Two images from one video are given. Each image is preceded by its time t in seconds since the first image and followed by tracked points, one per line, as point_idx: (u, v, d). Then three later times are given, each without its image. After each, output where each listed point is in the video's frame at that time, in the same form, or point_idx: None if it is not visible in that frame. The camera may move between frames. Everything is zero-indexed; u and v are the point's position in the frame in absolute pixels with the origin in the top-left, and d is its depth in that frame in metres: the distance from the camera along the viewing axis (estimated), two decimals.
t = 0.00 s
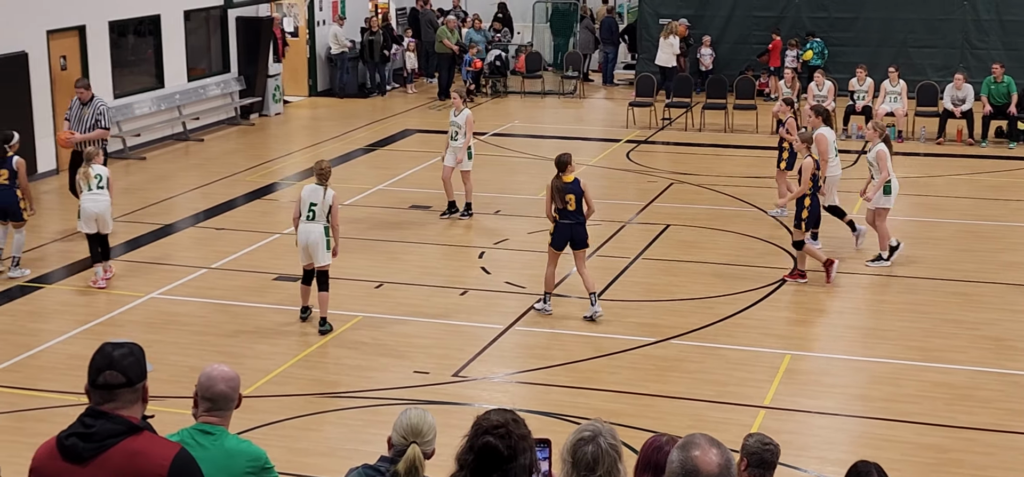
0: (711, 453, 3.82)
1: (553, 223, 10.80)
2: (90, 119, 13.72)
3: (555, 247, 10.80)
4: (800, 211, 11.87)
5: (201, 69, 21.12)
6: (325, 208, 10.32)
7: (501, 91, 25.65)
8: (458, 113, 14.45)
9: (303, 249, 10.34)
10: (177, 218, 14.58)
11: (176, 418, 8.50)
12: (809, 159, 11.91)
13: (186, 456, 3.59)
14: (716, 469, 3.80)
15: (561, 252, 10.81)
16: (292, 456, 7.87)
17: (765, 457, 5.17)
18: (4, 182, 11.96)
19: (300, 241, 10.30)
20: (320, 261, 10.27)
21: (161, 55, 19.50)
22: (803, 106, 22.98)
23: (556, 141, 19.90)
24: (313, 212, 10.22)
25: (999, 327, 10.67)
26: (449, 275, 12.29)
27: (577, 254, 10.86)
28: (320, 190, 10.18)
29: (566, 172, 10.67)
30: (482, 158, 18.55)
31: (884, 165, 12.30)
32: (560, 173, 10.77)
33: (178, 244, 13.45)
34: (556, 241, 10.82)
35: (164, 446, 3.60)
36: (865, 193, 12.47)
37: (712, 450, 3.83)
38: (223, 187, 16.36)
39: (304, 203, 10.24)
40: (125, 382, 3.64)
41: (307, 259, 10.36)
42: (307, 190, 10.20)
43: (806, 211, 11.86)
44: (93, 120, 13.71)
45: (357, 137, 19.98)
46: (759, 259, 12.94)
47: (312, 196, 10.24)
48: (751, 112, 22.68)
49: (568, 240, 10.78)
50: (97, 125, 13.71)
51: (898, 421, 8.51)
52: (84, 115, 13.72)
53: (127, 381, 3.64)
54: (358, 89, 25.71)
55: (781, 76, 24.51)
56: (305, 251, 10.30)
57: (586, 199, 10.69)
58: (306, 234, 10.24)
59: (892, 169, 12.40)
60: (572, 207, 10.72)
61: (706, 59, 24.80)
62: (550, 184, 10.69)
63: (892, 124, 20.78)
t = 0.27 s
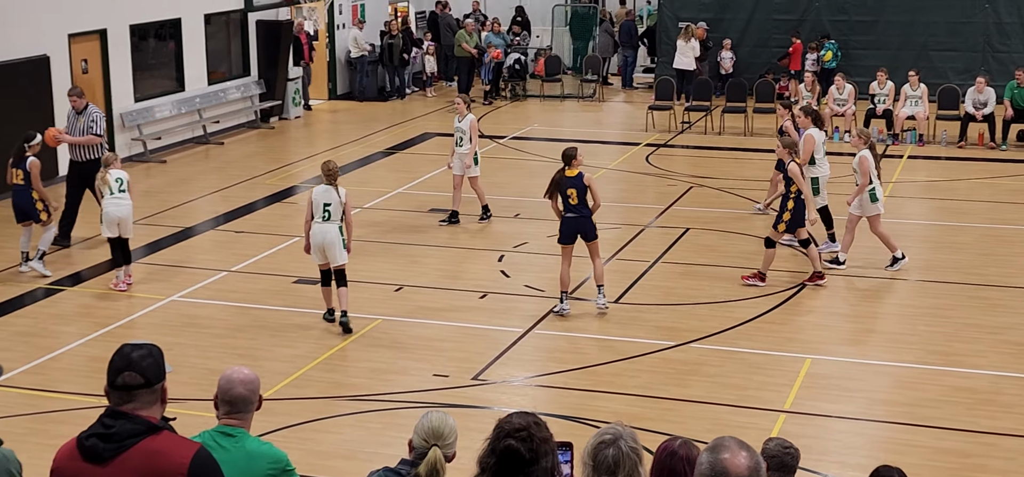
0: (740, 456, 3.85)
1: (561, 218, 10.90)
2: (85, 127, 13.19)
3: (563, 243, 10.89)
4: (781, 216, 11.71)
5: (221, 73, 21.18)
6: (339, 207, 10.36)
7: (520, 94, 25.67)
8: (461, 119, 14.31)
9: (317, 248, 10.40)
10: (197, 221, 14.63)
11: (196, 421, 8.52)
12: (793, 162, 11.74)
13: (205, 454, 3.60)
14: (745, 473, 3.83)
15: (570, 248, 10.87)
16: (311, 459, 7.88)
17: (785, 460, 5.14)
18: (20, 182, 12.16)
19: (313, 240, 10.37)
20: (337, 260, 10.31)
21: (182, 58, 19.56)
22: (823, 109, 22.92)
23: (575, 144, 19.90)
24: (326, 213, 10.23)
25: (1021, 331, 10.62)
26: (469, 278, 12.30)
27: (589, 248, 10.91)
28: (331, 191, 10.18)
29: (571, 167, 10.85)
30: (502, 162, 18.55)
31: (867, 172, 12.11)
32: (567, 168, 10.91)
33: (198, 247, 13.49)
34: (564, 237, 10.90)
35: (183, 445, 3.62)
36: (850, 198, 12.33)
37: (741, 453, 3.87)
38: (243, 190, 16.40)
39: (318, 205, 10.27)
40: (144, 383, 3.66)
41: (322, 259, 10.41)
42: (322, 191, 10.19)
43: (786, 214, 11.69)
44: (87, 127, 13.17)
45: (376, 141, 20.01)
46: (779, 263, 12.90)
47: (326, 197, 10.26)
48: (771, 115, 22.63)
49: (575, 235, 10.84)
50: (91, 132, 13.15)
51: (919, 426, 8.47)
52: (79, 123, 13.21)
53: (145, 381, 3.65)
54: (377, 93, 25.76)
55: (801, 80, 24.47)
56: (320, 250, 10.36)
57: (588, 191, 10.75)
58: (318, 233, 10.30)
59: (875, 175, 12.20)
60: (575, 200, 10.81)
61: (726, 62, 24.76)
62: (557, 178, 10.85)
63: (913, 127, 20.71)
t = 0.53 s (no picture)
0: (766, 458, 4.00)
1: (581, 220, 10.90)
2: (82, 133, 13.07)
3: (584, 244, 10.86)
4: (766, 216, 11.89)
5: (241, 75, 21.24)
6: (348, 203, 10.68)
7: (539, 97, 25.67)
8: (467, 120, 14.28)
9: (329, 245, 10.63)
10: (217, 223, 14.67)
11: (216, 422, 8.54)
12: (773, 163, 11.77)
13: (226, 455, 3.61)
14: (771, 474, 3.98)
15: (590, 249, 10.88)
16: (331, 461, 7.89)
17: (805, 462, 5.12)
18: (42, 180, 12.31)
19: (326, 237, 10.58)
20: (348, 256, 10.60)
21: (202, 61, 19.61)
22: (843, 112, 22.86)
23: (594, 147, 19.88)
24: (340, 208, 10.56)
25: None
26: (488, 280, 12.30)
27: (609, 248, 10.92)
28: (345, 188, 10.53)
29: (592, 168, 10.80)
30: (521, 165, 18.54)
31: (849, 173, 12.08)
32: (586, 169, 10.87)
33: (217, 249, 13.53)
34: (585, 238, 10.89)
35: (204, 446, 3.63)
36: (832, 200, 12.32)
37: (766, 455, 4.02)
38: (263, 192, 16.43)
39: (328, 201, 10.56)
40: (164, 384, 3.65)
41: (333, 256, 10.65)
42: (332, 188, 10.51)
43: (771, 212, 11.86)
44: (84, 132, 13.08)
45: (395, 144, 20.03)
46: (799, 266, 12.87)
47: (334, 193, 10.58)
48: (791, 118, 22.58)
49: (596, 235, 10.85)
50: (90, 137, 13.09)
51: (940, 430, 8.43)
52: (74, 128, 13.08)
53: (165, 383, 3.65)
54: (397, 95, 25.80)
55: (821, 82, 24.41)
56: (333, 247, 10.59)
57: (610, 194, 10.73)
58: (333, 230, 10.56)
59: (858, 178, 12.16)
60: (596, 202, 10.79)
61: (746, 64, 24.72)
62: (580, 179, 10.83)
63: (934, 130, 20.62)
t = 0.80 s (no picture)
0: (788, 460, 3.99)
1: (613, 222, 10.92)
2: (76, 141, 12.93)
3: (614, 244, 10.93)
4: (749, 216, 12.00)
5: (260, 77, 21.29)
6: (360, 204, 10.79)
7: (557, 99, 25.67)
8: (472, 125, 14.25)
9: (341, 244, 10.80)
10: (236, 225, 14.70)
11: (235, 423, 8.55)
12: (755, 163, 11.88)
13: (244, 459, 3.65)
14: None
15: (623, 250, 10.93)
16: (349, 462, 7.90)
17: (825, 464, 5.09)
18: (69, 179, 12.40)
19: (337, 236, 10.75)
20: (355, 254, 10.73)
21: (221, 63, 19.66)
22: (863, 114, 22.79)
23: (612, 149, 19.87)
24: (349, 209, 10.70)
25: None
26: (506, 282, 12.30)
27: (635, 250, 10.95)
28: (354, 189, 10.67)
29: (625, 171, 10.79)
30: (540, 166, 18.53)
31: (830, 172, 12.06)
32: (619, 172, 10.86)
33: (236, 251, 13.56)
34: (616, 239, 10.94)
35: (221, 451, 3.66)
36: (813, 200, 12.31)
37: (788, 457, 4.00)
38: (281, 194, 16.46)
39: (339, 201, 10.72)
40: (179, 388, 3.70)
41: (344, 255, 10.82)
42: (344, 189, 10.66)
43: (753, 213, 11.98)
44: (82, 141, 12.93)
45: (413, 146, 20.05)
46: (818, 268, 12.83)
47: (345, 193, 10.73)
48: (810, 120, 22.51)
49: (628, 237, 10.87)
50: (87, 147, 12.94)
51: (960, 434, 8.39)
52: (71, 136, 12.95)
53: (181, 386, 3.70)
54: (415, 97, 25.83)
55: (840, 84, 24.35)
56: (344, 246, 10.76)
57: (640, 197, 10.72)
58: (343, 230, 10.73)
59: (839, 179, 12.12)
60: (628, 204, 10.81)
61: (764, 66, 24.68)
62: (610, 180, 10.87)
63: (955, 132, 20.54)
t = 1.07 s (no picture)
0: (807, 463, 3.98)
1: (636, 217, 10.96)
2: (76, 146, 12.61)
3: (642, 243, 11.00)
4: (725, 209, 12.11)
5: (276, 78, 21.32)
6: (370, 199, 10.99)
7: (573, 101, 25.65)
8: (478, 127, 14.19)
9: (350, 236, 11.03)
10: (252, 226, 14.72)
11: (250, 425, 8.57)
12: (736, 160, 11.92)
13: (254, 465, 3.64)
14: None
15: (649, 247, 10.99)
16: (365, 464, 7.90)
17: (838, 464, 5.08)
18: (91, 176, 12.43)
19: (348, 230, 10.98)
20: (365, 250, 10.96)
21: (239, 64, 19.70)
22: (880, 117, 22.72)
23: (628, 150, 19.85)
24: (359, 203, 10.91)
25: None
26: (522, 284, 12.29)
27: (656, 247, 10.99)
28: (363, 183, 10.87)
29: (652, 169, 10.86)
30: (555, 168, 18.52)
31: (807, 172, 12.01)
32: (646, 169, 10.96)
33: (252, 252, 13.58)
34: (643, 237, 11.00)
35: (231, 458, 3.65)
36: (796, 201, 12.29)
37: (807, 460, 4.00)
38: (297, 195, 16.48)
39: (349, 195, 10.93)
40: (187, 393, 3.68)
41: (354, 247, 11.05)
42: (353, 184, 10.88)
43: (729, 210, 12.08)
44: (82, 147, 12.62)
45: (429, 147, 20.06)
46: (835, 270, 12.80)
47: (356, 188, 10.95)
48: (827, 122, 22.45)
49: (648, 234, 10.90)
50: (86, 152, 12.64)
51: (977, 437, 8.35)
52: (71, 141, 12.61)
53: (188, 392, 3.67)
54: (431, 99, 25.84)
55: (857, 86, 24.29)
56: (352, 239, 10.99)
57: (666, 195, 10.76)
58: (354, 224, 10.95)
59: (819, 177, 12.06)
60: (651, 202, 10.86)
61: (781, 68, 24.63)
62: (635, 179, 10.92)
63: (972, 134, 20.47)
